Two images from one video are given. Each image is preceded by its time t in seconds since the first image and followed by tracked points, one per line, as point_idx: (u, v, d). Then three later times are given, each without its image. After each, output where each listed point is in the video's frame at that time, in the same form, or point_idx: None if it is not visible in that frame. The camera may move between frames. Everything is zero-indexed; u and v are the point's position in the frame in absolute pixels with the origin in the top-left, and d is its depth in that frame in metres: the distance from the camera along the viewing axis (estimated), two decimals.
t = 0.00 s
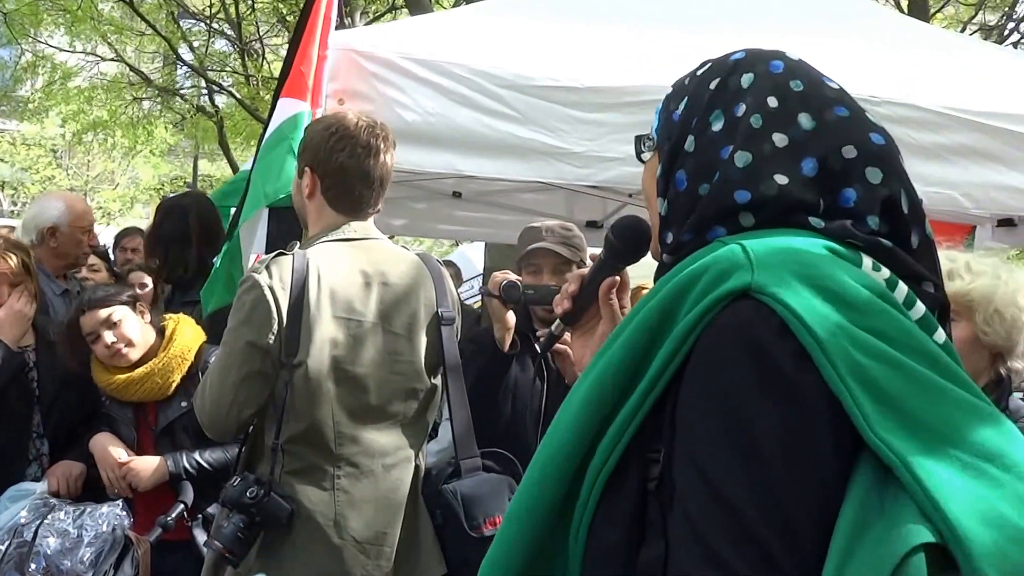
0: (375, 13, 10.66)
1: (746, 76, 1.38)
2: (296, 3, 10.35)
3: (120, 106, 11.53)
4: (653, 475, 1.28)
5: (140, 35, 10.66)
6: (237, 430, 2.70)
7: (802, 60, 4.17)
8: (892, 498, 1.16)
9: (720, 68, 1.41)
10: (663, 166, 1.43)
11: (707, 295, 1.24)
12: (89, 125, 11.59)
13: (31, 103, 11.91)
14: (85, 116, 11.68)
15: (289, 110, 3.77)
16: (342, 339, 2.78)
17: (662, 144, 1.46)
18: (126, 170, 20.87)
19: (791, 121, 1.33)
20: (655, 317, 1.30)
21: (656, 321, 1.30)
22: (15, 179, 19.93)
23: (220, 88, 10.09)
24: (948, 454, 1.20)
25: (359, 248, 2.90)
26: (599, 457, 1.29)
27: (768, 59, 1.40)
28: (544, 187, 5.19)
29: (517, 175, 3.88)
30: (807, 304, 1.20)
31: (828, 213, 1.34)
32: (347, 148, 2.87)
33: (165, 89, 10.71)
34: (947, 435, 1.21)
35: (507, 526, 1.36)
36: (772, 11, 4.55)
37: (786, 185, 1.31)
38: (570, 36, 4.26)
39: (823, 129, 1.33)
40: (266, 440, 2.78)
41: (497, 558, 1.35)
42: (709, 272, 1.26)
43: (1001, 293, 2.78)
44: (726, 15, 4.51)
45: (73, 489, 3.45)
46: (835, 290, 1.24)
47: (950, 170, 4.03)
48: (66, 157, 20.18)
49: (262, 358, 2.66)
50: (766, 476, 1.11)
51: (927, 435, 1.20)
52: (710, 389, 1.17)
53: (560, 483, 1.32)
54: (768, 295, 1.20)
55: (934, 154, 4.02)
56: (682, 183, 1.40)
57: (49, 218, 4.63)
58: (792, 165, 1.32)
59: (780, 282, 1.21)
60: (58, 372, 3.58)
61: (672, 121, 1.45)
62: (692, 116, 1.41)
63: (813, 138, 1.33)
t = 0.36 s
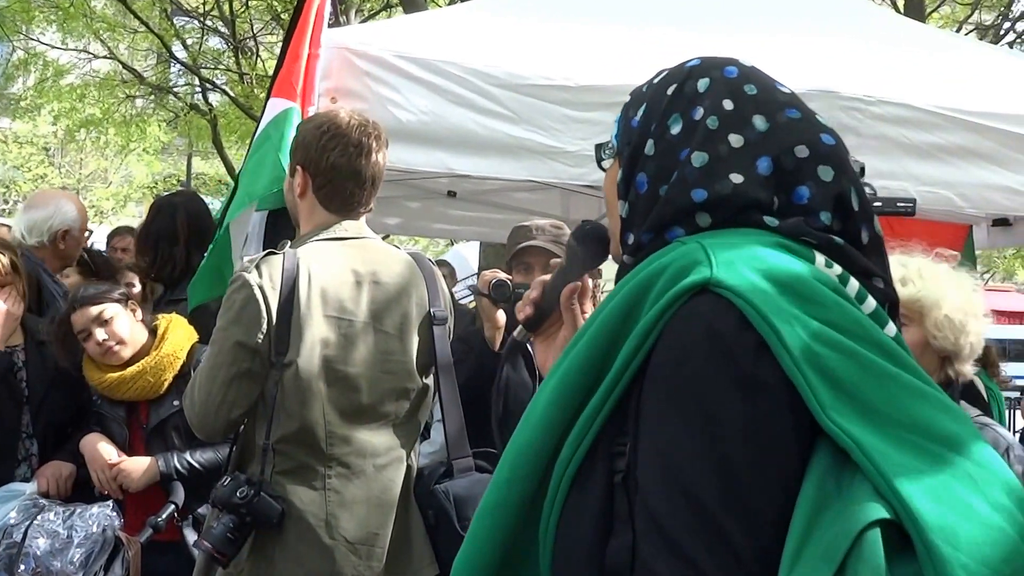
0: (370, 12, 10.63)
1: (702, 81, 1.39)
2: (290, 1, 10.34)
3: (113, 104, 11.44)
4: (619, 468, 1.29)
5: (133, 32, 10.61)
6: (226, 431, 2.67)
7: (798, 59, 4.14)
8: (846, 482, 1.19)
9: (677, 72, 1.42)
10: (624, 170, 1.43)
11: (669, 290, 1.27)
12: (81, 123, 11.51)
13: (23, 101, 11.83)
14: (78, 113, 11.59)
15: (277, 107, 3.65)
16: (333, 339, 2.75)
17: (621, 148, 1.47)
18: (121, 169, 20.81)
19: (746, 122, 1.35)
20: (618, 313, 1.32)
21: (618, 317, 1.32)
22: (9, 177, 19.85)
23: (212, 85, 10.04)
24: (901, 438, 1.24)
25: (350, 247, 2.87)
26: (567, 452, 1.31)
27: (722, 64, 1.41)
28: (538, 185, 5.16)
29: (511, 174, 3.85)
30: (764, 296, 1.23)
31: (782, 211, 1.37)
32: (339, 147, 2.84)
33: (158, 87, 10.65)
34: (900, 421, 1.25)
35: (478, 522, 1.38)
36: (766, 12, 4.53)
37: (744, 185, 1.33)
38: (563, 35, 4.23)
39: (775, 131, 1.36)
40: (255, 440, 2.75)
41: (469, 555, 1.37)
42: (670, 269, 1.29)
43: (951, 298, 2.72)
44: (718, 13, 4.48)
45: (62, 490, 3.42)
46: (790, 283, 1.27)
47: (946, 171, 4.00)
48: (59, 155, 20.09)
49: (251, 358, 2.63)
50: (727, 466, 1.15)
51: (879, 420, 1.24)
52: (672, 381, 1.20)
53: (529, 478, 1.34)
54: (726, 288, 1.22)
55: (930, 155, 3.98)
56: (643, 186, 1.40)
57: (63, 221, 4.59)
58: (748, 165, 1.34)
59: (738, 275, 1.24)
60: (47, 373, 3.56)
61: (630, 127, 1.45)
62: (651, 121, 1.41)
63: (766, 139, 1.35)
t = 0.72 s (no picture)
0: (366, 11, 10.62)
1: (654, 99, 1.37)
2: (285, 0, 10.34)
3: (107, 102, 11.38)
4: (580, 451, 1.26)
5: (128, 29, 10.58)
6: (219, 432, 2.65)
7: (794, 59, 4.11)
8: (799, 463, 1.21)
9: (632, 89, 1.40)
10: (574, 175, 1.42)
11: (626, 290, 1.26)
12: (76, 121, 11.46)
13: (18, 99, 11.78)
14: (72, 111, 11.54)
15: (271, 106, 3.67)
16: (327, 340, 2.73)
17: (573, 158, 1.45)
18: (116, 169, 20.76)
19: (689, 143, 1.35)
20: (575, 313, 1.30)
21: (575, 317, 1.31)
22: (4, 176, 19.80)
23: (207, 84, 10.02)
24: (851, 425, 1.26)
25: (343, 248, 2.85)
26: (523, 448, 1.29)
27: (674, 86, 1.40)
28: (532, 185, 5.14)
29: (506, 174, 3.81)
30: (719, 293, 1.23)
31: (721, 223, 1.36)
32: (334, 147, 2.81)
33: (153, 86, 10.62)
34: (847, 409, 1.27)
35: (440, 511, 1.35)
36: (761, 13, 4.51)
37: (693, 202, 1.33)
38: (557, 35, 4.21)
39: (720, 152, 1.35)
40: (248, 441, 2.72)
41: (430, 546, 1.34)
42: (627, 269, 1.27)
43: (868, 299, 2.68)
44: (712, 14, 4.46)
45: (54, 491, 3.44)
46: (740, 281, 1.27)
47: (943, 172, 3.97)
48: (53, 154, 20.05)
49: (244, 358, 2.61)
50: (691, 447, 1.15)
51: (828, 408, 1.26)
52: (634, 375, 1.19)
53: (490, 467, 1.32)
54: (685, 286, 1.22)
55: (927, 155, 3.95)
56: (592, 192, 1.39)
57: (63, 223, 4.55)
58: (693, 183, 1.34)
59: (694, 273, 1.24)
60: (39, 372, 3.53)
61: (583, 136, 1.43)
62: (604, 132, 1.39)
63: (711, 158, 1.35)
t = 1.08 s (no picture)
0: (364, 10, 10.61)
1: (603, 113, 1.48)
2: None
3: (104, 101, 11.36)
4: (555, 443, 1.32)
5: (124, 29, 10.57)
6: (213, 433, 2.63)
7: (790, 60, 4.09)
8: (761, 454, 1.29)
9: (577, 106, 1.51)
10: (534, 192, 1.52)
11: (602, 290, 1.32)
12: (71, 120, 11.44)
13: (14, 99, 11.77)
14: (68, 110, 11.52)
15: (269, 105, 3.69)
16: (321, 341, 2.71)
17: (530, 175, 1.55)
18: (114, 168, 20.74)
19: (643, 150, 1.44)
20: (552, 311, 1.35)
21: (552, 315, 1.35)
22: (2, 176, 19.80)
23: (204, 84, 10.02)
24: (807, 420, 1.34)
25: (336, 249, 2.83)
26: (504, 442, 1.33)
27: (617, 98, 1.51)
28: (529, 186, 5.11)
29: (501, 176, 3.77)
30: (688, 296, 1.30)
31: (678, 224, 1.45)
32: (327, 148, 2.79)
33: (150, 85, 10.61)
34: (803, 406, 1.36)
35: (424, 503, 1.39)
36: (757, 15, 4.50)
37: (652, 205, 1.43)
38: (553, 35, 4.19)
39: (669, 157, 1.45)
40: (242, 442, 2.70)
41: (415, 537, 1.38)
42: (600, 272, 1.34)
43: (806, 298, 2.65)
44: (709, 15, 4.45)
45: (48, 492, 3.38)
46: (704, 284, 1.35)
47: (942, 173, 3.93)
48: (50, 154, 20.02)
49: (239, 359, 2.59)
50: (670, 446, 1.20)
51: (787, 405, 1.34)
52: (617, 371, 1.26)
53: (471, 457, 1.36)
54: (657, 289, 1.29)
55: (927, 157, 3.91)
56: (554, 206, 1.49)
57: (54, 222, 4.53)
58: (652, 187, 1.43)
59: (663, 277, 1.31)
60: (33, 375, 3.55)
61: (537, 153, 1.54)
62: (559, 147, 1.50)
63: (664, 162, 1.44)
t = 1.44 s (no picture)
0: (363, 10, 10.61)
1: (590, 122, 1.52)
2: None
3: (102, 101, 11.34)
4: (551, 438, 1.37)
5: (122, 28, 10.55)
6: (209, 435, 2.62)
7: (789, 62, 4.08)
8: (756, 447, 1.36)
9: (561, 114, 1.55)
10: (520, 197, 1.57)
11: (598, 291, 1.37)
12: (69, 120, 11.41)
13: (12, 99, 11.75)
14: (66, 111, 11.50)
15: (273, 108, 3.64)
16: (316, 342, 2.69)
17: (515, 179, 1.60)
18: (112, 168, 20.72)
19: (627, 162, 1.50)
20: (549, 311, 1.39)
21: (548, 314, 1.39)
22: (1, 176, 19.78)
23: (202, 83, 10.01)
24: (795, 415, 1.41)
25: (330, 249, 2.81)
26: (502, 438, 1.37)
27: (600, 108, 1.55)
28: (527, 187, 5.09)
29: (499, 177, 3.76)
30: (682, 297, 1.36)
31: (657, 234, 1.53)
32: (322, 149, 2.77)
33: (148, 84, 10.58)
34: (790, 402, 1.42)
35: (422, 500, 1.41)
36: (755, 17, 4.48)
37: (637, 215, 1.48)
38: (550, 35, 4.18)
39: (652, 169, 1.53)
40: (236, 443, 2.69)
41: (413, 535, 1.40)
42: (595, 274, 1.38)
43: (786, 301, 2.59)
44: (709, 17, 4.44)
45: (43, 494, 3.40)
46: (694, 285, 1.40)
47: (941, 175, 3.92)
48: (49, 153, 19.99)
49: (234, 361, 2.58)
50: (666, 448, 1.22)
51: (776, 401, 1.41)
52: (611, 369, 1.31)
53: (469, 454, 1.38)
54: (652, 290, 1.35)
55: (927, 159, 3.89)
56: (540, 211, 1.54)
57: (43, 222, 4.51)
58: (637, 199, 1.50)
59: (657, 279, 1.36)
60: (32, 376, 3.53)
61: (522, 157, 1.58)
62: (546, 153, 1.54)
63: (646, 177, 1.52)
